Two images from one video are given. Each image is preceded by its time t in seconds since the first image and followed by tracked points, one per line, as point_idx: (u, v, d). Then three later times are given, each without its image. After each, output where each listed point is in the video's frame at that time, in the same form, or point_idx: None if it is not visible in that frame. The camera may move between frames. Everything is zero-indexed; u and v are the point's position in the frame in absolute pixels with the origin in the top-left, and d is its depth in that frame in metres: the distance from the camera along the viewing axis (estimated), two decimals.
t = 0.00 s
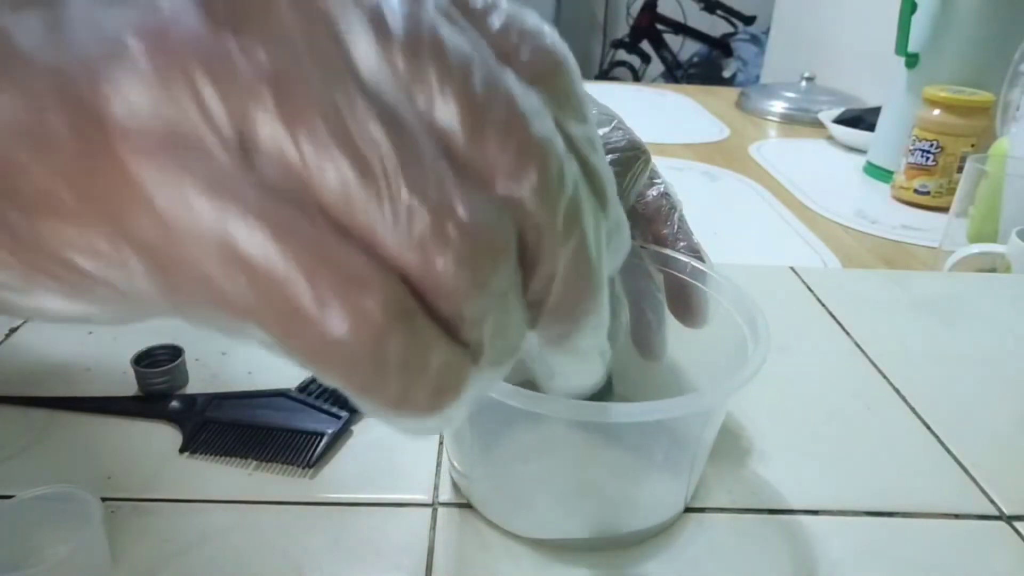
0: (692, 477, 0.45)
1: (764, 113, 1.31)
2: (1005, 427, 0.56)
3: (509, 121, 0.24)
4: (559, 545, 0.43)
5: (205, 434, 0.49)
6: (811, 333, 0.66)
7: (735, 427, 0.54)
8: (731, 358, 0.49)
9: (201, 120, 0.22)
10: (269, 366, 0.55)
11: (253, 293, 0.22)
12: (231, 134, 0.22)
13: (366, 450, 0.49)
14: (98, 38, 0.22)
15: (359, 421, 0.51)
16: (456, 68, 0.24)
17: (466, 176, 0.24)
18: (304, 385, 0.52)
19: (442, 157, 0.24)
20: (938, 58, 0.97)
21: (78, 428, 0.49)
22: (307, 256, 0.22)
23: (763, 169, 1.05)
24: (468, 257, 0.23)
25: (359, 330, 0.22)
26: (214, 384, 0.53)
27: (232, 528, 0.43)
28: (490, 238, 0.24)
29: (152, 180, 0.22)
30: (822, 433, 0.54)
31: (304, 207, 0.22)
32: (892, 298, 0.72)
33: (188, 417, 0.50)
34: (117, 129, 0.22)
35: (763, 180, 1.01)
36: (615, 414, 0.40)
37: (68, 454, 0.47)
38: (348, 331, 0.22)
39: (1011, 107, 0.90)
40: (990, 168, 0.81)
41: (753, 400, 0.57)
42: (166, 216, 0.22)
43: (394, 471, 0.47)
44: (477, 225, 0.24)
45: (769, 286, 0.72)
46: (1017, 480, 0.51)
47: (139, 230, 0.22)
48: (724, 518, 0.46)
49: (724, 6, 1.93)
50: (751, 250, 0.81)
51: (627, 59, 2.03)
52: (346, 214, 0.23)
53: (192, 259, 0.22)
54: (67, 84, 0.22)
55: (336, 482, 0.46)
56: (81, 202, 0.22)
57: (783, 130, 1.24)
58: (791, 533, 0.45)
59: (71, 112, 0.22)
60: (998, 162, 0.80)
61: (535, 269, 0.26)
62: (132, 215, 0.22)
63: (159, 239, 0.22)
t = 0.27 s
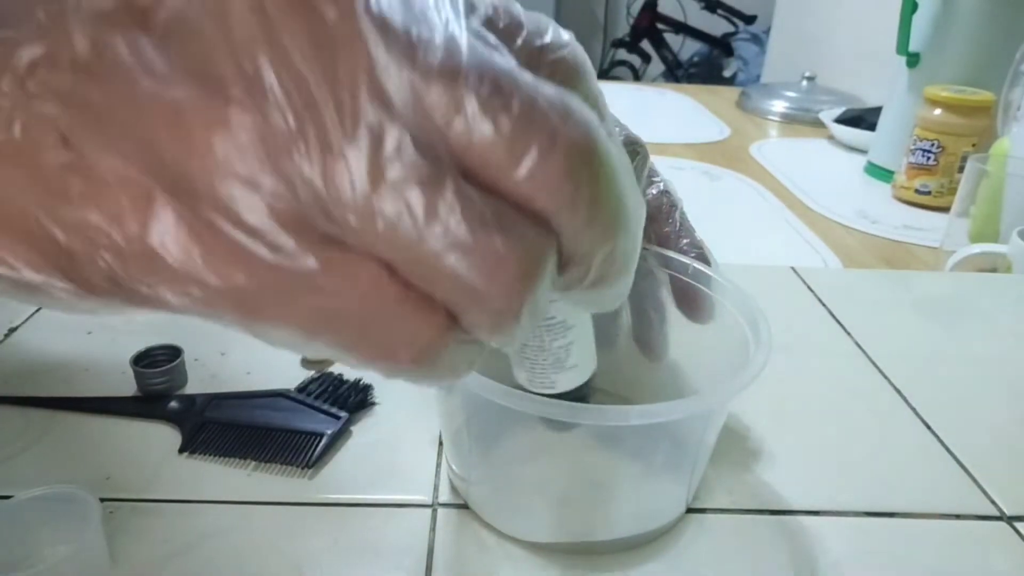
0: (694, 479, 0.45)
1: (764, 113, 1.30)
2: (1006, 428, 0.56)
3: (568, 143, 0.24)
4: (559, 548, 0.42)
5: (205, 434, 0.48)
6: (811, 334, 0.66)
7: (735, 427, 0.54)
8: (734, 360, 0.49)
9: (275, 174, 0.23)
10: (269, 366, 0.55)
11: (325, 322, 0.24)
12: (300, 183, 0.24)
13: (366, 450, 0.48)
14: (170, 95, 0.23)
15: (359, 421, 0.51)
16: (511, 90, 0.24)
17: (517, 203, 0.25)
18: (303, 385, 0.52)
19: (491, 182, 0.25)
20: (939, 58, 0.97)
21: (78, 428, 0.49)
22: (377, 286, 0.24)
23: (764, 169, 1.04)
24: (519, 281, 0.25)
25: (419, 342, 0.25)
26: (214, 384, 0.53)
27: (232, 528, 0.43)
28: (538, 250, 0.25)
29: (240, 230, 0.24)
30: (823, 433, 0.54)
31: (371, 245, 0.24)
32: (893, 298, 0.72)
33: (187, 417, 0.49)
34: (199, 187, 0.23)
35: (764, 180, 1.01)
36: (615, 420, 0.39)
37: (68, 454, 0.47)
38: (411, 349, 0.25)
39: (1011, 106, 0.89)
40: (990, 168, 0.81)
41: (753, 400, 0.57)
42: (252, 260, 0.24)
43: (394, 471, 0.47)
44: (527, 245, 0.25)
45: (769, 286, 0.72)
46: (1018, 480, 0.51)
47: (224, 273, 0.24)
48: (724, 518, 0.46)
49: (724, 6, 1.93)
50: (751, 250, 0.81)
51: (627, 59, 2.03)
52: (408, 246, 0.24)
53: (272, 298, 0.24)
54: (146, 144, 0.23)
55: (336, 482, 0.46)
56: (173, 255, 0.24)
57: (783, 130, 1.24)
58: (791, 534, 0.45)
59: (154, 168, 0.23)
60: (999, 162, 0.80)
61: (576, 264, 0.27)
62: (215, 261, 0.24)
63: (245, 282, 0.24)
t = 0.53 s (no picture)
0: (694, 479, 0.45)
1: (764, 113, 1.30)
2: (1005, 428, 0.56)
3: (574, 134, 0.26)
4: (560, 547, 0.42)
5: (205, 434, 0.48)
6: (811, 333, 0.66)
7: (735, 427, 0.54)
8: (733, 360, 0.49)
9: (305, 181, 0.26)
10: (269, 366, 0.55)
11: (355, 307, 0.27)
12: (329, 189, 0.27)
13: (366, 450, 0.48)
14: (209, 110, 0.26)
15: (359, 421, 0.51)
16: (518, 90, 0.26)
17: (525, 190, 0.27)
18: (303, 385, 0.52)
19: (505, 165, 0.26)
20: (939, 58, 0.97)
21: (78, 428, 0.49)
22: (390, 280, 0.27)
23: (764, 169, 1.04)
24: (541, 253, 0.26)
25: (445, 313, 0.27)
26: (214, 384, 0.53)
27: (232, 528, 0.43)
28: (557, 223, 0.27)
29: (276, 218, 0.27)
30: (823, 433, 0.54)
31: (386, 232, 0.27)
32: (893, 298, 0.72)
33: (187, 417, 0.49)
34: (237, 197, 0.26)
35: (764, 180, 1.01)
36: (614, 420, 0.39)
37: (68, 454, 0.47)
38: (432, 325, 0.27)
39: (1011, 107, 0.89)
40: (990, 168, 0.81)
41: (753, 400, 0.57)
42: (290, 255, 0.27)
43: (394, 471, 0.47)
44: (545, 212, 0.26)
45: (769, 286, 0.72)
46: (1018, 480, 0.51)
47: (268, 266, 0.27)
48: (724, 518, 0.46)
49: (724, 6, 1.93)
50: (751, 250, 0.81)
51: (626, 58, 2.02)
52: (424, 231, 0.26)
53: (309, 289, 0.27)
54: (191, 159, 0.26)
55: (335, 482, 0.46)
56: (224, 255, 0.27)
57: (783, 130, 1.24)
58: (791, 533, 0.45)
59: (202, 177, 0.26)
60: (999, 163, 0.80)
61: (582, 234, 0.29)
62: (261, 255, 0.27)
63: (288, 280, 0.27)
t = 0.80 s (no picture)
0: (695, 480, 0.45)
1: (764, 113, 1.30)
2: (1007, 428, 0.56)
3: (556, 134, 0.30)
4: (561, 548, 0.42)
5: (204, 434, 0.48)
6: (812, 334, 0.65)
7: (737, 428, 0.54)
8: (733, 360, 0.49)
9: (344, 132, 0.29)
10: (268, 367, 0.55)
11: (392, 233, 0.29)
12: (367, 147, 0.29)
13: (365, 451, 0.48)
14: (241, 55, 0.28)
15: (358, 421, 0.51)
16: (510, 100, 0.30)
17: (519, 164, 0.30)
18: (302, 385, 0.52)
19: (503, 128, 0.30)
20: (940, 57, 0.97)
21: (77, 428, 0.49)
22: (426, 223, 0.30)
23: (765, 168, 1.04)
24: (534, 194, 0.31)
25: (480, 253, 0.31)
26: (213, 384, 0.53)
27: (231, 529, 0.42)
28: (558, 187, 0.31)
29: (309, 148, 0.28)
30: (825, 433, 0.54)
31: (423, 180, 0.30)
32: (894, 298, 0.72)
33: (186, 418, 0.49)
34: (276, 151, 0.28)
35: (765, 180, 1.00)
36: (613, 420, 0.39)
37: (67, 454, 0.47)
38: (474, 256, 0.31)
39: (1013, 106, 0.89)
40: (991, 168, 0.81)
41: (754, 400, 0.57)
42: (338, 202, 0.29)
43: (393, 472, 0.47)
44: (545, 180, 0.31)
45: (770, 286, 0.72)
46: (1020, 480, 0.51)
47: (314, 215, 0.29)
48: (725, 518, 0.46)
49: (726, 5, 1.92)
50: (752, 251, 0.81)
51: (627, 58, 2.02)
52: (434, 178, 0.30)
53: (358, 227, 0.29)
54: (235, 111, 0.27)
55: (335, 482, 0.46)
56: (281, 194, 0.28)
57: (784, 130, 1.24)
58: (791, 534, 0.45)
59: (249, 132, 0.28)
60: (1001, 162, 0.80)
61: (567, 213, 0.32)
62: (307, 199, 0.29)
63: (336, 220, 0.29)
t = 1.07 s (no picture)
0: (695, 481, 0.45)
1: (764, 113, 1.30)
2: (1006, 428, 0.56)
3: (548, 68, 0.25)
4: (562, 548, 0.42)
5: (204, 434, 0.48)
6: (812, 333, 0.65)
7: (738, 427, 0.54)
8: (733, 361, 0.49)
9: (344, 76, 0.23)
10: (269, 367, 0.55)
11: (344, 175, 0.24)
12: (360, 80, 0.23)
13: (366, 450, 0.48)
14: None
15: (358, 421, 0.51)
16: None
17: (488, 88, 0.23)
18: (302, 385, 0.52)
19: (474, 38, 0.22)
20: (940, 58, 0.97)
21: (78, 428, 0.49)
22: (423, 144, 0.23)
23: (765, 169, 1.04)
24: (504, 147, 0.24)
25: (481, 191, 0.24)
26: (214, 384, 0.53)
27: (232, 528, 0.42)
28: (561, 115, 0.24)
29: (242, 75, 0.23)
30: (824, 433, 0.54)
31: (419, 119, 0.23)
32: (894, 298, 0.72)
33: (186, 418, 0.49)
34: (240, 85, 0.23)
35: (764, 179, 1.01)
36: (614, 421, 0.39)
37: (67, 454, 0.47)
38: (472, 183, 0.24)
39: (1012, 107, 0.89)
40: (991, 168, 0.81)
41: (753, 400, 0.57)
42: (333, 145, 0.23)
43: (394, 471, 0.47)
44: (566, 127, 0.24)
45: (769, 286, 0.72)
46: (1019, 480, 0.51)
47: (315, 170, 0.24)
48: (724, 518, 0.46)
49: (725, 5, 1.92)
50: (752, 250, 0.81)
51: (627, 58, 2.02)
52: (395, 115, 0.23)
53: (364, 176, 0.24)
54: (210, 48, 0.22)
55: (335, 482, 0.46)
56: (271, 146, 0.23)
57: (784, 130, 1.24)
58: (790, 534, 0.45)
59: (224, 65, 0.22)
60: (1001, 162, 0.80)
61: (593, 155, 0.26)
62: (307, 147, 0.23)
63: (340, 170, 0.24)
